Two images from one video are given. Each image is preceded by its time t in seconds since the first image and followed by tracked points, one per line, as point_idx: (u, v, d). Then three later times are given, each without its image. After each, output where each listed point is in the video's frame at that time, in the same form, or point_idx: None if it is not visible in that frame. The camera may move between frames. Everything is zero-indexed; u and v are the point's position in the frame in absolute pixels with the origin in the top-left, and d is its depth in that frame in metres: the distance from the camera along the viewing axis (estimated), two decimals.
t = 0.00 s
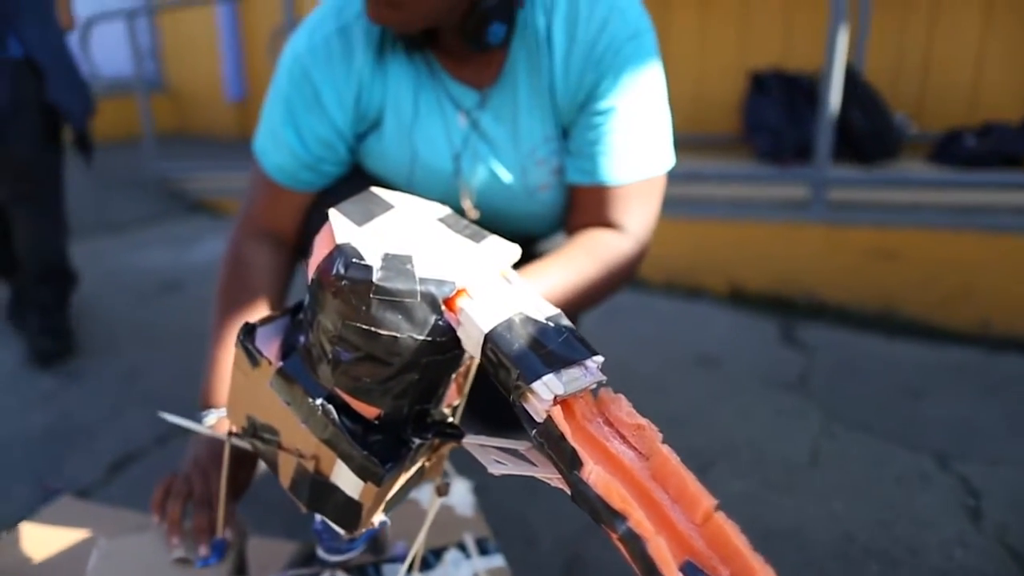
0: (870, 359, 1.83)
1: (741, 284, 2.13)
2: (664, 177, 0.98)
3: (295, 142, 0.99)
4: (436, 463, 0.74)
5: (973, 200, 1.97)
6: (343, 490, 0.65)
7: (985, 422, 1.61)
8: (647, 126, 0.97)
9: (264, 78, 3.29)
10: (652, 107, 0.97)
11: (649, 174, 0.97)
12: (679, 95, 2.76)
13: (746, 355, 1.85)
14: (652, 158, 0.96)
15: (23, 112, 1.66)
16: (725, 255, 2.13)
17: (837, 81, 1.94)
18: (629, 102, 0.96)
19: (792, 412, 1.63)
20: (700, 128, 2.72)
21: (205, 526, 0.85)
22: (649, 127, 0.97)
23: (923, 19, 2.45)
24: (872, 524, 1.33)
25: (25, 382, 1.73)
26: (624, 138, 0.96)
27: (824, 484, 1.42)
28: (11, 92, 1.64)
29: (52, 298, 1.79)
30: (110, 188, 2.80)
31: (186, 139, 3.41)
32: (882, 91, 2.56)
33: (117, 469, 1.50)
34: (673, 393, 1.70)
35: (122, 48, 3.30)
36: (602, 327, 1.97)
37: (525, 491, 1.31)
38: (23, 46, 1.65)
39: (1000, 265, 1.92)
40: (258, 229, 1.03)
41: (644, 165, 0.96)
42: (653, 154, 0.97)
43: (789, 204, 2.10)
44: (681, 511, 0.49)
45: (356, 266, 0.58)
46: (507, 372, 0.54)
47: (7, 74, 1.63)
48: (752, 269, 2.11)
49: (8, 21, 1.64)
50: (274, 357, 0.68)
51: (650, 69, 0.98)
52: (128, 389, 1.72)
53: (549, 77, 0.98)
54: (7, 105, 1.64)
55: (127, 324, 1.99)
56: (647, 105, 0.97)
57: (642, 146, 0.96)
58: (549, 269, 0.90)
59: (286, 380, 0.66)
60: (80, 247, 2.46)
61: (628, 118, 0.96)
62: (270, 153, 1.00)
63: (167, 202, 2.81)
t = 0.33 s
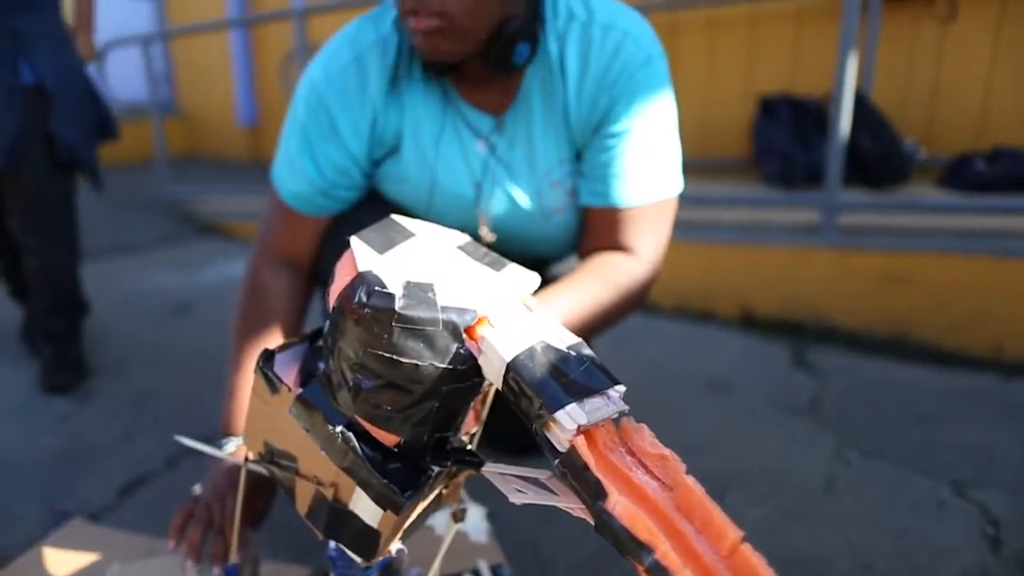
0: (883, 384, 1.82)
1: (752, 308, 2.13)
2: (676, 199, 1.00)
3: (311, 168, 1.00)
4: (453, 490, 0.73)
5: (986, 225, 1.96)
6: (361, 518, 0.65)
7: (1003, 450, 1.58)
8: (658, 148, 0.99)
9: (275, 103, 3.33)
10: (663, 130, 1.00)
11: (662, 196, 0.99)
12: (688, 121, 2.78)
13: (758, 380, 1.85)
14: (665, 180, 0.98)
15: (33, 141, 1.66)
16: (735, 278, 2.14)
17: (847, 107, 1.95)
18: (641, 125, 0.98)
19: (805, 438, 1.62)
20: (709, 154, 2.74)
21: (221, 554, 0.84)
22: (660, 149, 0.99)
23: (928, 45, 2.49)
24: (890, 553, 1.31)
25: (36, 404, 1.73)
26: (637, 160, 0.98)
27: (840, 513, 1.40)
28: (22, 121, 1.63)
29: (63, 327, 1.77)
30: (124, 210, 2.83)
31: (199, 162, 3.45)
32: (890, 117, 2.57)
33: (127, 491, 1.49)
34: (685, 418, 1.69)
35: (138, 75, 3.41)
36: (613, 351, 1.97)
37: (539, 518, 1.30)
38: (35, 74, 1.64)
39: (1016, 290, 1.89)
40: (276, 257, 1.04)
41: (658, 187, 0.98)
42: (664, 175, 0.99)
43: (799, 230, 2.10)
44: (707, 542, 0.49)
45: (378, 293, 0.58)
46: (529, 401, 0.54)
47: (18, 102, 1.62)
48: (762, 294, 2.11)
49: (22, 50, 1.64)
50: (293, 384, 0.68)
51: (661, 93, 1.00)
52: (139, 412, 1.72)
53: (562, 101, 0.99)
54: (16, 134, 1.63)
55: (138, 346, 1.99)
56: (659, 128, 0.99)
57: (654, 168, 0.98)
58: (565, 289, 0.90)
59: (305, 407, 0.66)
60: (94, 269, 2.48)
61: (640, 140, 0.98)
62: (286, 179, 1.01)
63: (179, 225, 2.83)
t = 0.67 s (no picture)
0: (898, 409, 1.80)
1: (765, 329, 2.13)
2: (690, 214, 1.04)
3: (327, 190, 1.01)
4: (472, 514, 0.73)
5: (1001, 248, 1.94)
6: (382, 542, 0.65)
7: None
8: (673, 164, 1.02)
9: (288, 125, 3.37)
10: (678, 146, 1.03)
11: (678, 211, 1.02)
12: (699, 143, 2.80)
13: (772, 403, 1.84)
14: (679, 197, 1.02)
15: (50, 160, 1.66)
16: (746, 299, 2.15)
17: (857, 129, 1.95)
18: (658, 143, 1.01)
19: (819, 463, 1.61)
20: (719, 176, 2.75)
21: None
22: (676, 165, 1.03)
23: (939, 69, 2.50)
24: None
25: (49, 425, 1.74)
26: (653, 178, 1.01)
27: (856, 538, 1.39)
28: (40, 141, 1.64)
29: (77, 348, 1.78)
30: (137, 231, 2.86)
31: (212, 183, 3.49)
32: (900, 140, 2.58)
33: (137, 512, 1.48)
34: (697, 441, 1.68)
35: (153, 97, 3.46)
36: (624, 373, 1.97)
37: (553, 543, 1.29)
38: (53, 93, 1.65)
39: None
40: (291, 279, 1.06)
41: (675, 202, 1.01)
42: (678, 192, 1.02)
43: (810, 251, 2.09)
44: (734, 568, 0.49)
45: (401, 318, 0.59)
46: (552, 426, 0.54)
47: (36, 121, 1.63)
48: (775, 316, 2.11)
49: (39, 68, 1.64)
50: (314, 408, 0.68)
51: (675, 111, 1.04)
52: (150, 433, 1.72)
53: (580, 121, 1.02)
54: (34, 154, 1.63)
55: (151, 366, 2.00)
56: (675, 146, 1.03)
57: (670, 184, 1.02)
58: (583, 311, 0.92)
59: (326, 431, 0.66)
60: (108, 288, 2.50)
61: (657, 158, 1.01)
62: (302, 202, 1.03)
63: (191, 246, 2.85)
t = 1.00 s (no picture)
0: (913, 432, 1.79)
1: (776, 350, 2.13)
2: (703, 232, 1.08)
3: (345, 212, 1.05)
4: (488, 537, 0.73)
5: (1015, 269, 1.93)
6: (402, 567, 0.65)
7: None
8: (686, 180, 1.07)
9: (299, 145, 3.40)
10: (692, 164, 1.08)
11: (691, 228, 1.06)
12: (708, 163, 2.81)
13: (785, 424, 1.83)
14: (693, 213, 1.06)
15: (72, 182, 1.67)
16: (757, 319, 2.14)
17: (868, 151, 1.94)
18: (670, 160, 1.07)
19: (834, 486, 1.59)
20: (729, 195, 2.75)
21: None
22: (689, 182, 1.07)
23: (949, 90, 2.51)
24: None
25: (60, 444, 1.74)
26: (667, 193, 1.05)
27: (874, 563, 1.37)
28: (63, 164, 1.63)
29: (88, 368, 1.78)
30: (149, 250, 2.88)
31: (222, 202, 3.51)
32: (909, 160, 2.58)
33: (150, 532, 1.48)
34: (710, 463, 1.67)
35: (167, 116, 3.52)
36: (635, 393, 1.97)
37: (565, 566, 1.28)
38: (74, 117, 1.64)
39: None
40: (305, 300, 1.07)
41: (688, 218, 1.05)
42: (691, 209, 1.07)
43: (820, 271, 2.09)
44: None
45: (423, 343, 0.59)
46: (575, 450, 0.54)
47: (58, 145, 1.62)
48: (786, 337, 2.10)
49: (60, 91, 1.63)
50: (332, 433, 0.68)
51: (688, 131, 1.10)
52: (162, 452, 1.72)
53: (595, 141, 1.09)
54: (59, 176, 1.63)
55: (161, 385, 2.01)
56: (687, 162, 1.08)
57: (683, 200, 1.06)
58: (596, 332, 0.93)
59: (345, 457, 0.66)
60: (119, 306, 2.51)
61: (670, 174, 1.06)
62: (319, 228, 1.06)
63: (202, 265, 2.87)
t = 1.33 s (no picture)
0: (927, 452, 1.77)
1: (787, 368, 2.12)
2: (714, 246, 1.08)
3: (359, 231, 1.06)
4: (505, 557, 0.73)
5: None
6: None
7: None
8: (698, 196, 1.08)
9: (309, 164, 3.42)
10: (703, 181, 1.09)
11: (702, 242, 1.07)
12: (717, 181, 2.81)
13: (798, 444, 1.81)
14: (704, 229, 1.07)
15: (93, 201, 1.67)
16: (768, 337, 2.13)
17: (878, 168, 1.94)
18: (682, 175, 1.08)
19: (849, 507, 1.57)
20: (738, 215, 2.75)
21: None
22: (700, 198, 1.08)
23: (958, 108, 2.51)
24: None
25: (71, 460, 1.73)
26: (679, 208, 1.06)
27: None
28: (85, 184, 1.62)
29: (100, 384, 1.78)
30: (160, 267, 2.89)
31: (233, 220, 3.53)
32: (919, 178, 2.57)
33: (160, 551, 1.47)
34: (723, 483, 1.66)
35: (180, 135, 3.57)
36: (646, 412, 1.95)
37: None
38: (90, 135, 1.63)
39: None
40: (319, 318, 1.07)
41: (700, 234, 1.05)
42: (703, 224, 1.07)
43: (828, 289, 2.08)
44: None
45: (441, 363, 0.59)
46: (594, 470, 0.54)
47: (80, 163, 1.61)
48: (797, 355, 2.09)
49: (76, 109, 1.61)
50: (350, 453, 0.69)
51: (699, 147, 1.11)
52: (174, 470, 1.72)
53: (607, 159, 1.09)
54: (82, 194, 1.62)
55: (171, 402, 2.01)
56: (698, 178, 1.09)
57: (695, 215, 1.07)
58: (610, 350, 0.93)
59: (362, 477, 0.66)
60: (130, 323, 2.52)
61: (682, 190, 1.07)
62: (333, 247, 1.06)
63: (213, 283, 2.88)
